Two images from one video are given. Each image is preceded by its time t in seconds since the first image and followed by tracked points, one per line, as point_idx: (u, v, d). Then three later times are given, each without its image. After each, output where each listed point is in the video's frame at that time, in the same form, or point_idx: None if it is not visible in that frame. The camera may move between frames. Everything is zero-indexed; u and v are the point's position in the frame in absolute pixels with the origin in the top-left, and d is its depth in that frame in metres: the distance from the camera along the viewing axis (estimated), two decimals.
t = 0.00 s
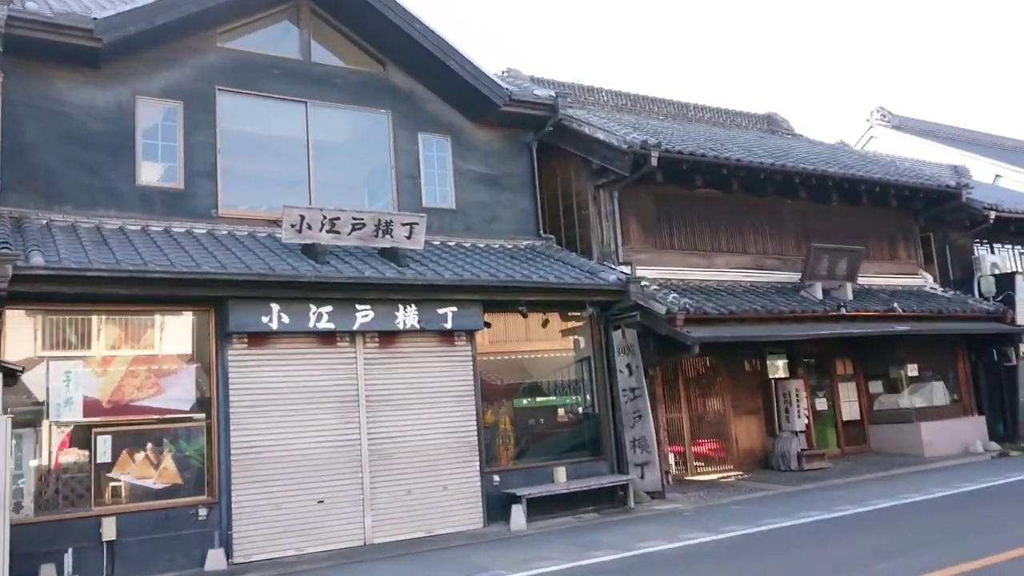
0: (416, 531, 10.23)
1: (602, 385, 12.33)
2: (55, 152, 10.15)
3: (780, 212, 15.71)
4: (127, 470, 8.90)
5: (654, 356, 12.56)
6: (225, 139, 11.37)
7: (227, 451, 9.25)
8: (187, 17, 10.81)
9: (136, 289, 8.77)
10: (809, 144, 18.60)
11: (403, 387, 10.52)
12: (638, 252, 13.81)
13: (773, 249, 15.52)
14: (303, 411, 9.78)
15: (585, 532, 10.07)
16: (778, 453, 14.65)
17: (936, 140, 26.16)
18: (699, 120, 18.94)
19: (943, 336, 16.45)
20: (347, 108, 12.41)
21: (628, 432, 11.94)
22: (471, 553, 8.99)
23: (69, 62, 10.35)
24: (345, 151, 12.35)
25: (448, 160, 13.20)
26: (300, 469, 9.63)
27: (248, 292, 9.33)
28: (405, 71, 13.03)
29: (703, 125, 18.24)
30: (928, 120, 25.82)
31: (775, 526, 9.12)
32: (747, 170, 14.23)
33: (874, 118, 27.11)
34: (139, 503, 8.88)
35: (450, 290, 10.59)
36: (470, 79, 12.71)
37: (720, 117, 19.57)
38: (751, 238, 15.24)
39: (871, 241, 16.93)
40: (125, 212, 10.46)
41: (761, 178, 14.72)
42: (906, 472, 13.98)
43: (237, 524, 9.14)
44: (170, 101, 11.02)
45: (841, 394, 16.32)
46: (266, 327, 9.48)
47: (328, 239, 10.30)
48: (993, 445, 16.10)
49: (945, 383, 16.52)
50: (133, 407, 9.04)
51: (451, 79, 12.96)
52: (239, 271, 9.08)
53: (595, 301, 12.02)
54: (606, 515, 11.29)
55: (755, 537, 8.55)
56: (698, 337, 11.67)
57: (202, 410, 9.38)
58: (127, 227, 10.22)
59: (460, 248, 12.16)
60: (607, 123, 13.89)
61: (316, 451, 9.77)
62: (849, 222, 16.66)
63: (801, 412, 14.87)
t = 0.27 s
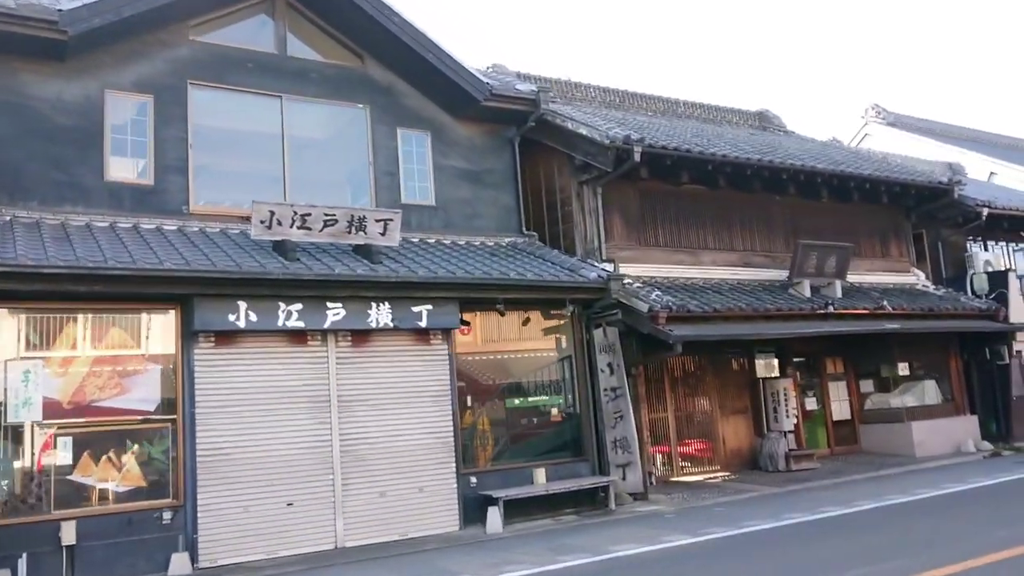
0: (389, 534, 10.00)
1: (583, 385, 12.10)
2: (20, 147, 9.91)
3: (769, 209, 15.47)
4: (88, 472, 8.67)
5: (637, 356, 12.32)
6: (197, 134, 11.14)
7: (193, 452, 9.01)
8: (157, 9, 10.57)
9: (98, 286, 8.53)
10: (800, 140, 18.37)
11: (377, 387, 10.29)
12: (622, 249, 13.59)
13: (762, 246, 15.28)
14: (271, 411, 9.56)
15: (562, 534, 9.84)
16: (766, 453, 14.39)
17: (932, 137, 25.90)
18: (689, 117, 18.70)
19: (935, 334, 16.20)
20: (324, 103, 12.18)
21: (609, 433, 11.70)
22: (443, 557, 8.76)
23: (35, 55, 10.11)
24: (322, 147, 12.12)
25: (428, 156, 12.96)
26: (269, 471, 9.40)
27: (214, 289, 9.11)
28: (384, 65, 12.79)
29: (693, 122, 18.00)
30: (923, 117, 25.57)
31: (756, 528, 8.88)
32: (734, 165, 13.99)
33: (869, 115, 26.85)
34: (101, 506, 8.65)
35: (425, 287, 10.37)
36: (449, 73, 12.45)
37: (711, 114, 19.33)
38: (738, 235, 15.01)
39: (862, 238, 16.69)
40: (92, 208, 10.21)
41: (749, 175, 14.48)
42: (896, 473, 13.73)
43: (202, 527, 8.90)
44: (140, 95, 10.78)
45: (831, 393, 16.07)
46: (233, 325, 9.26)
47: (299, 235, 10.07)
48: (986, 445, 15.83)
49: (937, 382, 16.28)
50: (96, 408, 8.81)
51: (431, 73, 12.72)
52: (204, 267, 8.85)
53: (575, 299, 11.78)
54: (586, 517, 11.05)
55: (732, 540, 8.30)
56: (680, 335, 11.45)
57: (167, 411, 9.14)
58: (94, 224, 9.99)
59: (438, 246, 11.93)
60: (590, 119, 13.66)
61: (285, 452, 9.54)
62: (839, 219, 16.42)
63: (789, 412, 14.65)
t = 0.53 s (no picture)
0: (366, 545, 9.81)
1: (568, 392, 11.88)
2: None
3: (761, 212, 15.22)
4: (52, 482, 8.49)
5: (622, 363, 11.93)
6: (173, 138, 10.97)
7: (162, 463, 8.81)
8: (130, 11, 10.42)
9: (62, 294, 8.35)
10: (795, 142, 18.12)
11: (353, 396, 10.09)
12: (610, 253, 13.35)
13: (753, 250, 15.04)
14: (244, 421, 9.38)
15: (542, 546, 9.62)
16: (758, 460, 14.14)
17: (933, 137, 25.59)
18: (682, 119, 18.47)
19: (931, 338, 15.91)
20: (304, 106, 12.00)
21: (593, 441, 11.48)
22: (416, 570, 8.55)
23: (5, 59, 9.96)
24: (302, 151, 11.95)
25: (411, 159, 12.76)
26: (241, 482, 9.22)
27: (183, 296, 8.93)
28: (366, 67, 12.59)
29: (686, 123, 17.78)
30: (924, 117, 25.27)
31: (737, 541, 8.65)
32: (723, 167, 13.75)
33: (869, 115, 26.55)
34: (65, 518, 8.47)
35: (402, 293, 10.17)
36: (430, 75, 12.23)
37: (705, 116, 19.10)
38: (729, 238, 14.77)
39: (857, 241, 16.44)
40: (64, 214, 10.05)
41: (739, 177, 14.23)
42: (889, 481, 13.45)
43: (171, 540, 8.72)
44: (114, 99, 10.63)
45: (825, 399, 15.81)
46: (203, 333, 9.09)
47: (274, 241, 9.88)
48: (984, 451, 15.54)
49: (934, 387, 15.99)
50: (61, 417, 8.64)
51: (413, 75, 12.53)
52: (172, 274, 8.66)
53: (559, 304, 11.57)
54: (569, 527, 10.83)
55: (710, 554, 8.06)
56: (666, 341, 11.23)
57: (136, 420, 8.95)
58: (64, 231, 9.83)
59: (419, 250, 11.74)
60: (577, 121, 13.45)
61: (258, 462, 9.36)
62: (833, 221, 16.17)
63: (781, 417, 14.38)
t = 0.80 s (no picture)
0: (338, 551, 9.60)
1: (549, 394, 11.65)
2: None
3: (750, 211, 14.99)
4: (13, 486, 8.29)
5: (605, 364, 11.84)
6: (146, 136, 10.78)
7: (126, 467, 8.62)
8: (100, 7, 10.24)
9: (22, 294, 8.16)
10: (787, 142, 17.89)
11: (326, 398, 9.89)
12: (595, 253, 13.13)
13: (743, 250, 14.80)
14: (212, 424, 9.17)
15: (518, 551, 9.41)
16: (746, 464, 13.90)
17: (930, 137, 25.33)
18: (673, 118, 18.24)
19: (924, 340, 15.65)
20: (281, 103, 11.80)
21: (574, 445, 11.26)
22: None
23: None
24: (279, 149, 11.75)
25: (391, 158, 12.57)
26: (209, 486, 9.02)
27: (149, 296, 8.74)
28: (345, 65, 12.42)
29: (676, 123, 17.57)
30: (922, 117, 25.00)
31: (715, 547, 8.42)
32: (710, 166, 13.53)
33: (866, 115, 26.29)
34: (26, 523, 8.27)
35: (376, 293, 9.97)
36: (410, 72, 12.07)
37: (696, 115, 18.87)
38: (718, 238, 14.54)
39: (849, 241, 16.19)
40: (32, 213, 9.86)
41: (727, 176, 14.00)
42: (880, 485, 13.19)
43: (135, 546, 8.52)
44: (85, 96, 10.44)
45: (817, 402, 15.57)
46: (169, 334, 8.90)
47: (244, 240, 9.69)
48: (978, 455, 15.26)
49: (927, 389, 15.73)
50: (23, 420, 8.45)
51: (393, 73, 12.37)
52: (136, 273, 8.47)
53: (540, 304, 11.35)
54: (549, 532, 10.62)
55: (686, 561, 7.84)
56: (648, 342, 11.02)
57: (100, 422, 8.76)
58: (31, 230, 9.64)
59: (397, 250, 11.53)
60: (561, 119, 13.24)
61: (226, 466, 9.16)
62: (825, 221, 15.93)
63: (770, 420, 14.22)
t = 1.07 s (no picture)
0: (312, 561, 9.40)
1: (533, 401, 11.41)
2: None
3: (742, 214, 14.74)
4: None
5: (591, 369, 11.60)
6: (121, 138, 10.62)
7: (93, 475, 8.44)
8: (73, 7, 10.10)
9: None
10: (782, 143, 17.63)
11: (301, 405, 9.68)
12: (582, 256, 12.90)
13: (735, 253, 14.55)
14: (182, 431, 8.98)
15: (496, 562, 9.18)
16: (738, 471, 13.62)
17: (933, 139, 24.99)
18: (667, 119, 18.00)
19: (921, 344, 15.35)
20: (261, 105, 11.63)
21: (558, 452, 11.02)
22: None
23: None
24: (259, 151, 11.57)
25: (374, 160, 12.38)
26: (178, 495, 8.82)
27: (116, 301, 8.55)
28: (327, 66, 12.25)
29: (669, 125, 17.32)
30: (924, 118, 24.66)
31: (694, 558, 8.18)
32: (700, 167, 13.29)
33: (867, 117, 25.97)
34: None
35: (352, 297, 9.76)
36: (392, 73, 11.89)
37: (691, 116, 18.61)
38: (709, 241, 14.29)
39: (845, 243, 15.91)
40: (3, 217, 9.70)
41: (718, 177, 13.76)
42: (874, 492, 12.91)
43: (101, 556, 8.32)
44: (59, 98, 10.30)
45: (811, 407, 15.29)
46: (138, 340, 8.71)
47: (217, 244, 9.50)
48: (977, 462, 14.97)
49: (925, 394, 15.43)
50: None
51: (375, 73, 12.20)
52: (102, 277, 8.29)
53: (522, 309, 11.13)
54: (530, 542, 10.38)
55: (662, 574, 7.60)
56: (632, 347, 10.79)
57: (67, 430, 8.57)
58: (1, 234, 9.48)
59: (378, 254, 11.33)
60: (548, 119, 13.03)
61: (197, 474, 8.96)
62: (819, 224, 15.66)
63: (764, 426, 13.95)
